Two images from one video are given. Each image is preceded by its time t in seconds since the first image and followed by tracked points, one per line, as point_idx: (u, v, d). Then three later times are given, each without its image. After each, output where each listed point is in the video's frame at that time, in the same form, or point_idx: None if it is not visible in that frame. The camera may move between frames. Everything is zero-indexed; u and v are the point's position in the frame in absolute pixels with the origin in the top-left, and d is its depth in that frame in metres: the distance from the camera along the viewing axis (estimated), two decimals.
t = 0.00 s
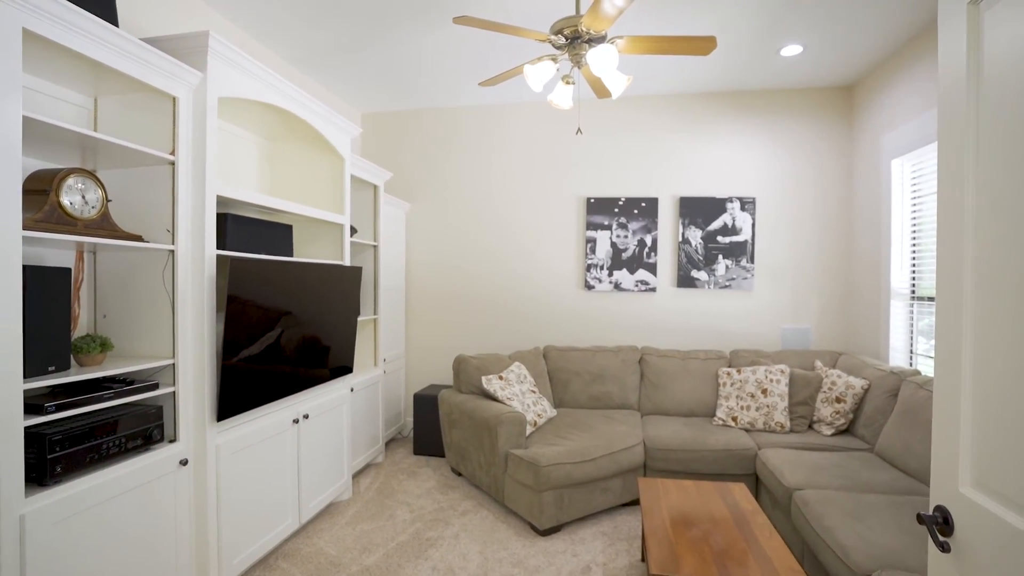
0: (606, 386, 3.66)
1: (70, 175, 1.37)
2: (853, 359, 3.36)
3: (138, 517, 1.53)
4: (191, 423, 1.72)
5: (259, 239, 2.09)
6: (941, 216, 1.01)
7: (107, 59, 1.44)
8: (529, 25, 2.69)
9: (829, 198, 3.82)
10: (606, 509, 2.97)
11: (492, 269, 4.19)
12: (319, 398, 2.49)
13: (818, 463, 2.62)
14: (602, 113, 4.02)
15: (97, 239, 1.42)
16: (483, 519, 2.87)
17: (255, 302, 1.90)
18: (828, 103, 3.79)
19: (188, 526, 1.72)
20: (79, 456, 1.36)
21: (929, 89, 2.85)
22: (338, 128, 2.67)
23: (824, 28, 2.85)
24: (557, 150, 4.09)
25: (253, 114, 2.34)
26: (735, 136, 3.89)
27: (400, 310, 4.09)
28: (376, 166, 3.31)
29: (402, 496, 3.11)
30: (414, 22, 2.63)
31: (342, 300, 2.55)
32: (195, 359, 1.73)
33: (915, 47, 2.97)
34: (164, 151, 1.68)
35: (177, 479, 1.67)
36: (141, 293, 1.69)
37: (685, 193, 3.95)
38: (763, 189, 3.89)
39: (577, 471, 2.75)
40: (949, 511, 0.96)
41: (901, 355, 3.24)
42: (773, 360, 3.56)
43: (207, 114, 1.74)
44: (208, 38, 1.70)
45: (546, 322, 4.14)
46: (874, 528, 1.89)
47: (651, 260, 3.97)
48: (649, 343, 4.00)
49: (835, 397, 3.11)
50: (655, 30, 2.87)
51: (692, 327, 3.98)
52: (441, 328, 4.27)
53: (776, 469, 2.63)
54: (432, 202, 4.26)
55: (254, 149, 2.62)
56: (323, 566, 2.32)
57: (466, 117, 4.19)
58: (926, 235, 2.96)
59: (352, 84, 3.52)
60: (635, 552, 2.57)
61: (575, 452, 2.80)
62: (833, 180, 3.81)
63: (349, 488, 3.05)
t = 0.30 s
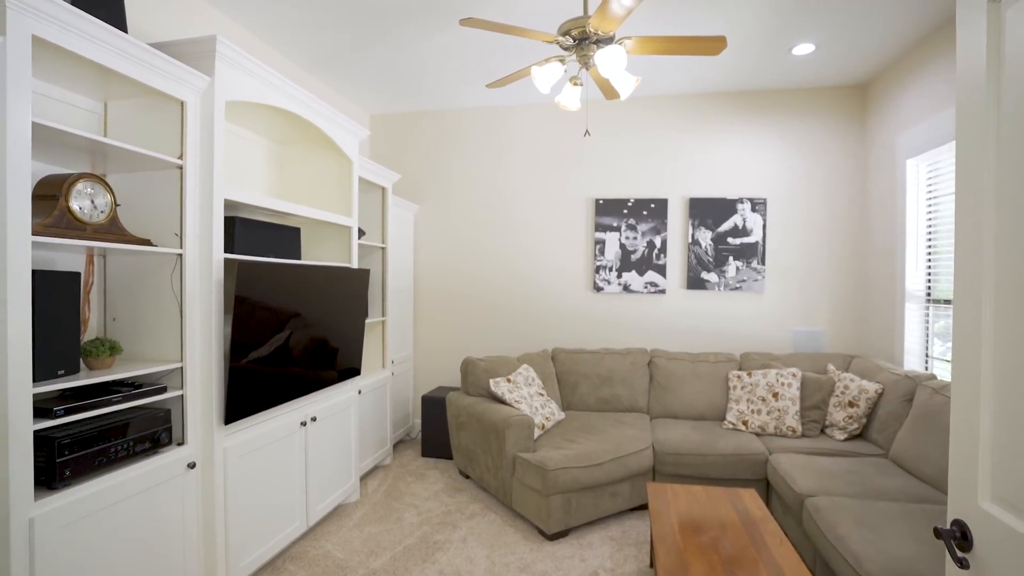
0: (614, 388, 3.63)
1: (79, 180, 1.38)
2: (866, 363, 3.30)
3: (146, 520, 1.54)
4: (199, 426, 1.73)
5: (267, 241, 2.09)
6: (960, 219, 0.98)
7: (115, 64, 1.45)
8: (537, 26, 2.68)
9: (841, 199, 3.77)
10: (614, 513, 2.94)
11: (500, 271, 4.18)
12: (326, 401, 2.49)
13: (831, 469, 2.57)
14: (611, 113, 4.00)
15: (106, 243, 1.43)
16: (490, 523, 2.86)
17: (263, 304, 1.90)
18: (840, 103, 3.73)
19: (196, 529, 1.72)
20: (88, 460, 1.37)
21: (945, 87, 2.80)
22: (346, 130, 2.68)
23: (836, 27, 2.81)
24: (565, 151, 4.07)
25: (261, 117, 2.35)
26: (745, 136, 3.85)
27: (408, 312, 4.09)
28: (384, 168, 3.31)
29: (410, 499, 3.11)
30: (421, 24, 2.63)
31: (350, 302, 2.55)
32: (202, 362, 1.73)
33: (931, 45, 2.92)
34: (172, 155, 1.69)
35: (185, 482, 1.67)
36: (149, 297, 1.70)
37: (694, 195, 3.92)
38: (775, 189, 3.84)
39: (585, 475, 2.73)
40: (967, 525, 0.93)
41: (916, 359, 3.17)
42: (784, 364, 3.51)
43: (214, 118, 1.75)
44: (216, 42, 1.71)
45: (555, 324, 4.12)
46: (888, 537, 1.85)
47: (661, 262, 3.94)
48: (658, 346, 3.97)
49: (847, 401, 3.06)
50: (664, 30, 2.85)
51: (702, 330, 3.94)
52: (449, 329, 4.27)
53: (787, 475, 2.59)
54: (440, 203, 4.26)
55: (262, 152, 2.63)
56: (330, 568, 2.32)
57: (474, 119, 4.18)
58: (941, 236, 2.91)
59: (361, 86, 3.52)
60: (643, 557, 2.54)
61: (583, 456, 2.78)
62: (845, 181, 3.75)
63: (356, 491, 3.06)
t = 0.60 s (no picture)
0: (625, 391, 3.60)
1: (91, 185, 1.39)
2: (884, 366, 3.23)
3: (157, 524, 1.54)
4: (209, 430, 1.74)
5: (277, 244, 2.10)
6: (985, 222, 0.94)
7: (127, 70, 1.46)
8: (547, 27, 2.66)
9: (857, 200, 3.70)
10: (625, 518, 2.91)
11: (510, 272, 4.17)
12: (336, 403, 2.49)
13: (847, 475, 2.52)
14: (621, 114, 3.97)
15: (117, 248, 1.44)
16: (500, 527, 2.85)
17: (274, 307, 1.91)
18: (856, 101, 3.67)
19: (206, 532, 1.73)
20: (99, 463, 1.38)
21: (966, 84, 2.73)
22: (355, 133, 2.68)
23: (853, 24, 2.76)
24: (575, 152, 4.05)
25: (271, 121, 2.36)
26: (758, 136, 3.79)
27: (418, 314, 4.09)
28: (393, 170, 3.31)
29: (420, 501, 3.11)
30: (430, 26, 2.62)
31: (359, 305, 2.55)
32: (212, 366, 1.74)
33: (951, 41, 2.85)
34: (182, 159, 1.70)
35: (195, 485, 1.68)
36: (160, 300, 1.71)
37: (706, 195, 3.87)
38: (788, 190, 3.78)
39: (595, 479, 2.70)
40: (993, 542, 0.89)
41: (935, 363, 3.10)
42: (799, 367, 3.45)
43: (224, 122, 1.75)
44: (225, 47, 1.72)
45: (565, 325, 4.10)
46: (908, 547, 1.80)
47: (672, 263, 3.90)
48: (670, 348, 3.93)
49: (864, 406, 2.99)
50: (675, 30, 2.82)
51: (715, 332, 3.89)
52: (459, 331, 4.26)
53: (802, 481, 2.54)
54: (450, 205, 4.26)
55: (272, 155, 2.64)
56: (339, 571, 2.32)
57: (483, 120, 4.17)
58: (962, 237, 2.83)
59: (370, 88, 3.53)
60: (655, 564, 2.51)
61: (593, 460, 2.75)
62: (861, 180, 3.68)
63: (366, 493, 3.06)
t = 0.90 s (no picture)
0: (637, 394, 3.56)
1: (105, 190, 1.41)
2: (904, 370, 3.15)
3: (169, 526, 1.55)
4: (220, 433, 1.74)
5: (288, 247, 2.11)
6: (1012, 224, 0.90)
7: (139, 76, 1.47)
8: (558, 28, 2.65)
9: (875, 200, 3.62)
10: (637, 523, 2.87)
11: (521, 274, 4.15)
12: (347, 406, 2.49)
13: (866, 482, 2.46)
14: (633, 114, 3.93)
15: (129, 252, 1.45)
16: (511, 531, 2.83)
17: (286, 309, 1.91)
18: (875, 99, 3.59)
19: (218, 534, 1.74)
20: (112, 466, 1.39)
21: (990, 80, 2.65)
22: (366, 135, 2.69)
23: (871, 20, 2.70)
24: (587, 153, 4.02)
25: (283, 124, 2.37)
26: (773, 135, 3.73)
27: (429, 316, 4.09)
28: (404, 172, 3.32)
29: (431, 504, 3.10)
30: (440, 28, 2.62)
31: (371, 307, 2.56)
32: (223, 369, 1.75)
33: (973, 36, 2.77)
34: (194, 163, 1.71)
35: (206, 487, 1.69)
36: (172, 303, 1.72)
37: (720, 196, 3.82)
38: (804, 190, 3.71)
39: (607, 484, 2.67)
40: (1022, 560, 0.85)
41: (957, 367, 3.02)
42: (815, 370, 3.39)
43: (235, 126, 1.76)
44: (236, 51, 1.73)
45: (577, 328, 4.07)
46: (930, 558, 1.75)
47: (685, 265, 3.85)
48: (683, 351, 3.88)
49: (883, 411, 2.93)
50: (688, 29, 2.78)
51: (729, 334, 3.83)
52: (470, 333, 4.26)
53: (818, 488, 2.49)
54: (461, 206, 4.26)
55: (284, 157, 2.66)
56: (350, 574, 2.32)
57: (494, 121, 4.17)
58: (986, 238, 2.75)
59: (381, 90, 3.54)
60: (667, 570, 2.47)
61: (605, 464, 2.72)
62: (880, 180, 3.61)
63: (377, 495, 3.06)
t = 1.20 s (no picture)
0: (651, 398, 3.51)
1: (119, 196, 1.42)
2: (926, 375, 3.07)
3: (182, 529, 1.56)
4: (233, 436, 1.75)
5: (300, 250, 2.12)
6: None
7: (153, 82, 1.48)
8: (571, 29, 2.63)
9: (895, 200, 3.53)
10: (651, 528, 2.83)
11: (533, 276, 4.13)
12: (360, 408, 2.49)
13: (888, 490, 2.39)
14: (647, 113, 3.89)
15: (143, 257, 1.46)
16: (523, 535, 2.81)
17: (298, 312, 1.92)
18: (896, 96, 3.50)
19: (230, 537, 1.75)
20: (126, 469, 1.40)
21: (1016, 77, 2.57)
22: (378, 138, 2.69)
23: (891, 17, 2.63)
24: (599, 154, 3.99)
25: (296, 127, 2.38)
26: (790, 134, 3.66)
27: (441, 318, 4.09)
28: (416, 173, 3.32)
29: (442, 507, 3.09)
30: (452, 29, 2.62)
31: (382, 309, 2.56)
32: (236, 373, 1.76)
33: (999, 31, 2.69)
34: (207, 167, 1.72)
35: (219, 490, 1.70)
36: (186, 307, 1.73)
37: (735, 197, 3.76)
38: (822, 190, 3.64)
39: (620, 489, 2.63)
40: None
41: (982, 371, 2.92)
42: (833, 374, 3.31)
43: (247, 130, 1.77)
44: (249, 55, 1.73)
45: (589, 330, 4.03)
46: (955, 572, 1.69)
47: (700, 266, 3.80)
48: (698, 353, 3.82)
49: (904, 417, 2.85)
50: (703, 28, 2.74)
51: (745, 337, 3.77)
52: (482, 335, 4.25)
53: (837, 495, 2.43)
54: (473, 208, 4.25)
55: (297, 160, 2.67)
56: None
57: (506, 123, 4.15)
58: (1012, 239, 2.66)
59: (394, 91, 3.55)
60: None
61: (618, 469, 2.68)
62: (901, 179, 3.52)
63: (389, 498, 3.06)
